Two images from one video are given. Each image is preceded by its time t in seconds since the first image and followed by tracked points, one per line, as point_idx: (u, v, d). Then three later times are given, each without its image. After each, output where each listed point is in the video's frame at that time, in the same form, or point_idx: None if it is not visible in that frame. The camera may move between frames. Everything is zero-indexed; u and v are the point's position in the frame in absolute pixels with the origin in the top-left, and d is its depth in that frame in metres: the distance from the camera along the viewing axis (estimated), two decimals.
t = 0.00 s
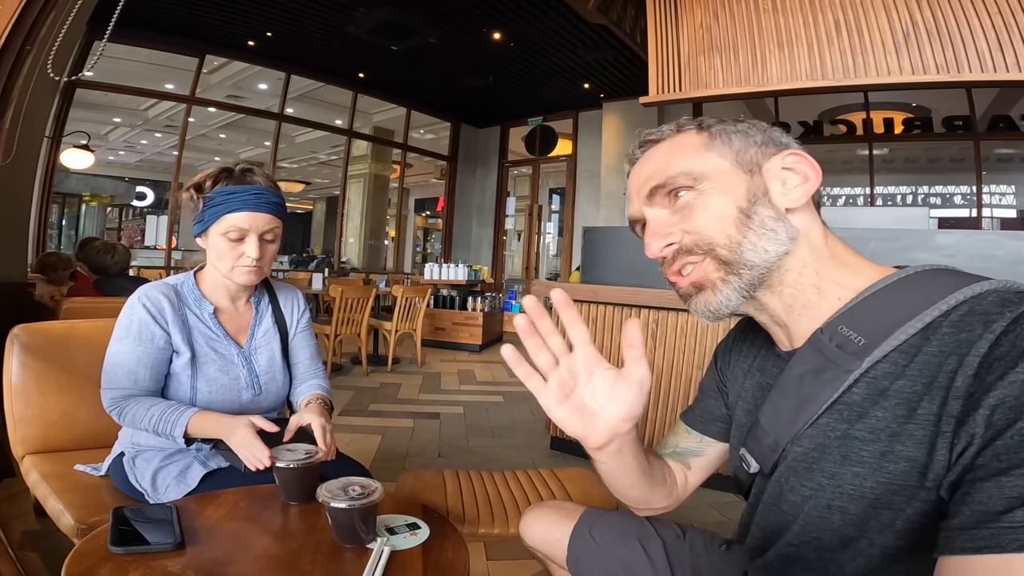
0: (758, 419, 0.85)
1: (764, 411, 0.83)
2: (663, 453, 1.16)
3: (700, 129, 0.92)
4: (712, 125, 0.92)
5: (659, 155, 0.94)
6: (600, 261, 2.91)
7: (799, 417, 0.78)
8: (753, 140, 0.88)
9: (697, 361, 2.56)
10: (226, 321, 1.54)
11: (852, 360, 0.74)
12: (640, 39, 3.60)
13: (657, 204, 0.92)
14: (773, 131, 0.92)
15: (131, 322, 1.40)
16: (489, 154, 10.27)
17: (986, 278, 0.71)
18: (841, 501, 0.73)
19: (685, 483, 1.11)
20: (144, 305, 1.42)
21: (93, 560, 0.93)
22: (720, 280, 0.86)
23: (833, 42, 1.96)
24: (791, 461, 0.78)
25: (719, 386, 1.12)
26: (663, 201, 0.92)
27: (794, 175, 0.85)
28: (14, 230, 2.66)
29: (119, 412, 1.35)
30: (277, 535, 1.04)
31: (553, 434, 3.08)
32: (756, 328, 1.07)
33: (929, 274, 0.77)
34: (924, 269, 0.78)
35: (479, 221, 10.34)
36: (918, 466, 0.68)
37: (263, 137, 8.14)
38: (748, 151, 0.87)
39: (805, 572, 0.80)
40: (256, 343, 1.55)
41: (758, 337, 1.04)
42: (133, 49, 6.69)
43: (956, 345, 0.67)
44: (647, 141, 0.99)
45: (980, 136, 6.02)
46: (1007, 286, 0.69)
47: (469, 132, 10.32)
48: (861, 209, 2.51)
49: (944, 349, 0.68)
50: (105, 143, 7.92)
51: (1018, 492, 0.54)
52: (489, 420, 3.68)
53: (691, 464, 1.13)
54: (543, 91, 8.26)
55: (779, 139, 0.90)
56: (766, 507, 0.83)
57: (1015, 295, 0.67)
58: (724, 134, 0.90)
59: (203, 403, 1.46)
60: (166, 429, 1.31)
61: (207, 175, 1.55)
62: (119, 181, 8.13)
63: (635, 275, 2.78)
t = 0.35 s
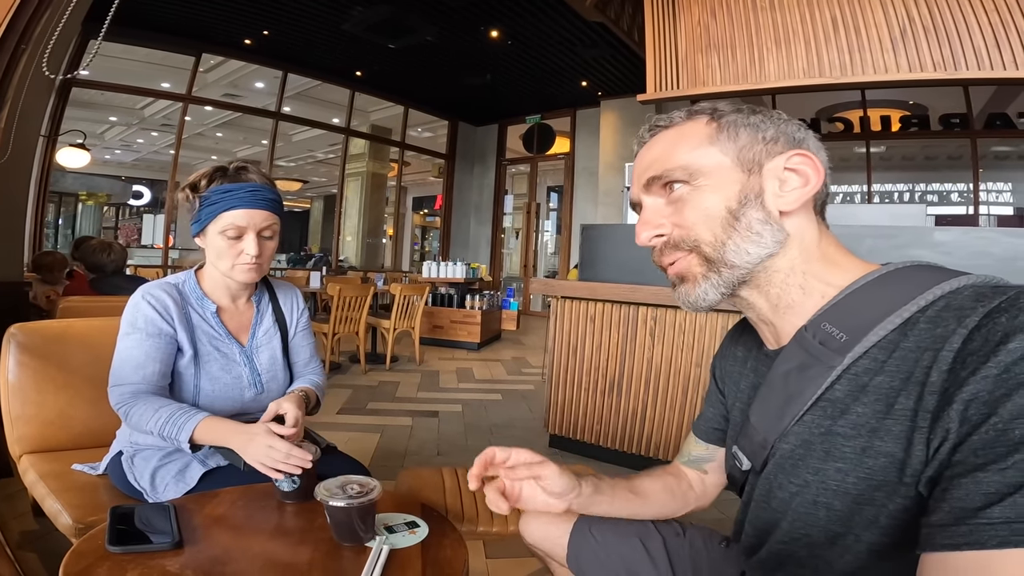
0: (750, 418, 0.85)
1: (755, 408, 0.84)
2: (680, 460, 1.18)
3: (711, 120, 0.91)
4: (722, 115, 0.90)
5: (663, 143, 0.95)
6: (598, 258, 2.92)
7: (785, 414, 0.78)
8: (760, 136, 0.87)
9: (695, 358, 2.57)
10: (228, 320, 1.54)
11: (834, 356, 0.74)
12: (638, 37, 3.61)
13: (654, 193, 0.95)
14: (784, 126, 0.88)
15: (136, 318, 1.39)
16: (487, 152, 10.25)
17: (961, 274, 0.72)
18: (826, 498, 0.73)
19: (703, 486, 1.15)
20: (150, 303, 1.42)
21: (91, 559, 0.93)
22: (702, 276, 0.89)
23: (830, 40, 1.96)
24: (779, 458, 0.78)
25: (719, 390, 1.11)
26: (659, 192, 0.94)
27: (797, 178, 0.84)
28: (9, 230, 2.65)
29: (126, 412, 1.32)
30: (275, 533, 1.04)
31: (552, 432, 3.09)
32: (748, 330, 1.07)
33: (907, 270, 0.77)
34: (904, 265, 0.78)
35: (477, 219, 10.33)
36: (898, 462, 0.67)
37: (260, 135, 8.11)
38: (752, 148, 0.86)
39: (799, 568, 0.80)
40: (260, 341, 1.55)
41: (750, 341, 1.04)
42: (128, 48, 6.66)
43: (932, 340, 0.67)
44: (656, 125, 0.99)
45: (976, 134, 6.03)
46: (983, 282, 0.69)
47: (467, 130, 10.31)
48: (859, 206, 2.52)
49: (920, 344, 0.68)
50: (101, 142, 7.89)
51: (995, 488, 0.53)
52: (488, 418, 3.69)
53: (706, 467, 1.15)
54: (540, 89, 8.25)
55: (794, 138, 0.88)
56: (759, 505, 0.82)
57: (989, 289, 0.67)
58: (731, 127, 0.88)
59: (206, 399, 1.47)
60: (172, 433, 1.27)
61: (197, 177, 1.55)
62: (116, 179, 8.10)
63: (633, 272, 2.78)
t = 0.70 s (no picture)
0: (743, 414, 0.85)
1: (747, 405, 0.83)
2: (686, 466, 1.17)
3: (709, 116, 0.90)
4: (721, 112, 0.89)
5: (660, 140, 0.95)
6: (597, 255, 2.91)
7: (779, 409, 0.78)
8: (756, 137, 0.85)
9: (694, 355, 2.57)
10: (228, 318, 1.53)
11: (824, 351, 0.74)
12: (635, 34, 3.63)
13: (649, 190, 0.96)
14: (787, 124, 0.85)
15: (140, 314, 1.39)
16: (485, 150, 10.24)
17: (948, 269, 0.72)
18: (819, 492, 0.72)
19: (712, 492, 1.15)
20: (152, 300, 1.41)
21: (90, 559, 0.93)
22: (686, 275, 0.93)
23: (828, 38, 1.96)
24: (773, 454, 0.78)
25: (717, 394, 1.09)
26: (654, 190, 0.95)
27: (788, 182, 0.82)
28: (6, 229, 2.64)
29: (131, 409, 1.30)
30: (275, 532, 1.04)
31: (552, 430, 3.09)
32: (743, 329, 1.07)
33: (896, 266, 0.76)
34: (895, 261, 0.78)
35: (475, 217, 10.33)
36: (888, 456, 0.67)
37: (257, 134, 8.09)
38: (744, 150, 0.85)
39: (796, 565, 0.79)
40: (260, 340, 1.55)
41: (744, 340, 1.04)
42: (123, 47, 6.63)
43: (919, 334, 0.67)
44: (661, 117, 0.99)
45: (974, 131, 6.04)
46: (968, 276, 0.69)
47: (465, 127, 10.29)
48: (858, 203, 2.52)
49: (908, 339, 0.68)
50: (97, 141, 7.87)
51: (984, 480, 0.52)
52: (488, 416, 3.69)
53: (714, 472, 1.14)
54: (538, 87, 8.24)
55: (796, 136, 0.84)
56: (754, 501, 0.81)
57: (975, 282, 0.67)
58: (726, 126, 0.87)
59: (206, 398, 1.47)
60: (176, 431, 1.24)
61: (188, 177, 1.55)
62: (113, 178, 8.07)
63: (632, 269, 2.78)
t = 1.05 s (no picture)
0: (751, 409, 0.84)
1: (755, 398, 0.83)
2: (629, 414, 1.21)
3: (706, 113, 0.90)
4: (717, 108, 0.88)
5: (659, 139, 0.96)
6: (596, 253, 2.91)
7: (787, 404, 0.77)
8: (748, 135, 0.84)
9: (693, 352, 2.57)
10: (227, 321, 1.53)
11: (836, 346, 0.73)
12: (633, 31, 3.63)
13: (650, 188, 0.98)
14: (783, 119, 0.83)
15: (121, 321, 1.40)
16: (483, 147, 10.23)
17: (964, 263, 0.71)
18: (829, 489, 0.73)
19: (627, 441, 1.15)
20: (138, 307, 1.41)
21: (91, 560, 0.93)
22: (685, 272, 0.95)
23: (826, 35, 1.96)
24: (780, 450, 0.77)
25: (705, 366, 1.12)
26: (654, 187, 0.97)
27: (782, 179, 0.81)
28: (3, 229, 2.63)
29: (98, 407, 1.39)
30: (277, 532, 1.04)
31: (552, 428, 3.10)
32: (745, 319, 1.06)
33: (908, 260, 0.76)
34: (904, 255, 0.77)
35: (473, 215, 10.32)
36: (900, 454, 0.67)
37: (255, 133, 8.07)
38: (735, 150, 0.85)
39: (802, 563, 0.79)
40: (262, 339, 1.55)
41: (749, 328, 1.03)
42: (118, 46, 6.60)
43: (935, 331, 0.66)
44: (663, 114, 0.99)
45: (971, 128, 6.05)
46: (985, 271, 0.68)
47: (462, 125, 10.28)
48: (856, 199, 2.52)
49: (923, 335, 0.67)
50: (94, 141, 7.84)
51: (1000, 479, 0.52)
52: (487, 414, 3.70)
53: (645, 429, 1.17)
54: (535, 84, 8.23)
55: (793, 131, 0.83)
56: (762, 497, 0.81)
57: (992, 279, 0.67)
58: (720, 124, 0.87)
59: (206, 399, 1.46)
60: (132, 425, 1.34)
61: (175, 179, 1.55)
62: (109, 178, 8.24)
63: (631, 266, 2.78)
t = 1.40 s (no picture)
0: (748, 408, 0.85)
1: (752, 398, 0.84)
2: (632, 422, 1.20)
3: (705, 107, 0.89)
4: (718, 103, 0.88)
5: (656, 132, 0.95)
6: (596, 250, 2.92)
7: (783, 405, 0.78)
8: (748, 130, 0.84)
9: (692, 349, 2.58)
10: (219, 316, 1.52)
11: (831, 344, 0.74)
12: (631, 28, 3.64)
13: (645, 182, 0.98)
14: (785, 115, 0.83)
15: (113, 320, 1.39)
16: (482, 145, 10.21)
17: (958, 261, 0.71)
18: (826, 490, 0.72)
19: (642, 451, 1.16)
20: (129, 305, 1.41)
21: (90, 560, 0.93)
22: (677, 268, 0.95)
23: (824, 31, 1.96)
24: (778, 450, 0.78)
25: (705, 369, 1.12)
26: (649, 181, 0.97)
27: (780, 177, 0.81)
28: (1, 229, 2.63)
29: (103, 409, 1.38)
30: (276, 531, 1.05)
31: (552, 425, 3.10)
32: (742, 317, 1.06)
33: (901, 257, 0.76)
34: (898, 252, 0.77)
35: (472, 213, 10.32)
36: (897, 454, 0.67)
37: (253, 131, 8.04)
38: (735, 145, 0.85)
39: (800, 563, 0.79)
40: (256, 334, 1.55)
41: (744, 327, 1.03)
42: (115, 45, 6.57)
43: (930, 330, 0.66)
44: (660, 105, 0.98)
45: (970, 124, 6.05)
46: (980, 268, 0.68)
47: (461, 123, 10.26)
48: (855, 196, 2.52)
49: (918, 335, 0.67)
50: (91, 140, 7.82)
51: (997, 481, 0.51)
52: (487, 411, 3.71)
53: (653, 435, 1.16)
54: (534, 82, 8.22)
55: (794, 128, 0.82)
56: (758, 497, 0.82)
57: (987, 276, 0.67)
58: (720, 119, 0.87)
59: (203, 396, 1.46)
60: (150, 428, 1.35)
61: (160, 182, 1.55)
62: (107, 177, 8.22)
63: (630, 263, 2.79)
